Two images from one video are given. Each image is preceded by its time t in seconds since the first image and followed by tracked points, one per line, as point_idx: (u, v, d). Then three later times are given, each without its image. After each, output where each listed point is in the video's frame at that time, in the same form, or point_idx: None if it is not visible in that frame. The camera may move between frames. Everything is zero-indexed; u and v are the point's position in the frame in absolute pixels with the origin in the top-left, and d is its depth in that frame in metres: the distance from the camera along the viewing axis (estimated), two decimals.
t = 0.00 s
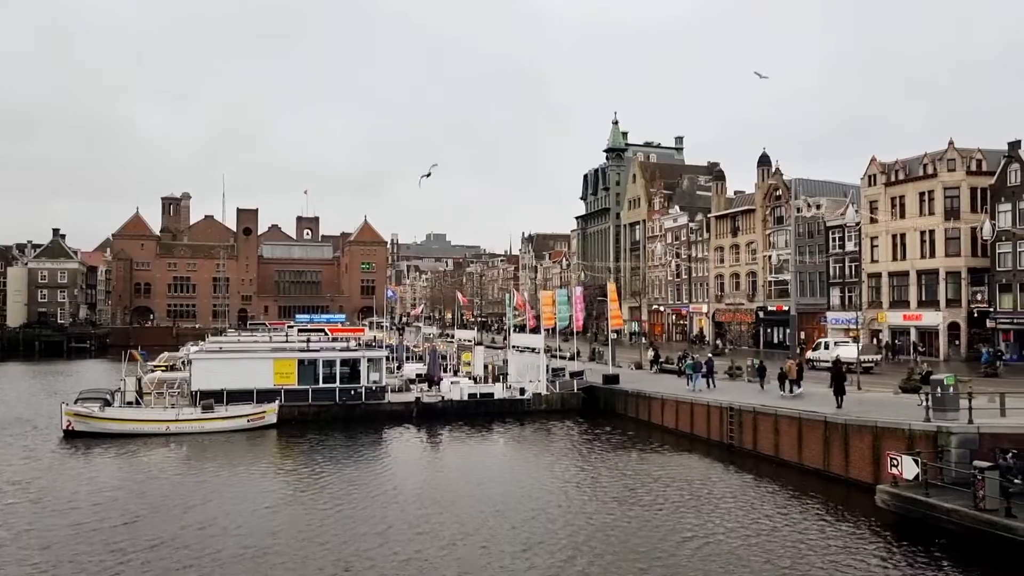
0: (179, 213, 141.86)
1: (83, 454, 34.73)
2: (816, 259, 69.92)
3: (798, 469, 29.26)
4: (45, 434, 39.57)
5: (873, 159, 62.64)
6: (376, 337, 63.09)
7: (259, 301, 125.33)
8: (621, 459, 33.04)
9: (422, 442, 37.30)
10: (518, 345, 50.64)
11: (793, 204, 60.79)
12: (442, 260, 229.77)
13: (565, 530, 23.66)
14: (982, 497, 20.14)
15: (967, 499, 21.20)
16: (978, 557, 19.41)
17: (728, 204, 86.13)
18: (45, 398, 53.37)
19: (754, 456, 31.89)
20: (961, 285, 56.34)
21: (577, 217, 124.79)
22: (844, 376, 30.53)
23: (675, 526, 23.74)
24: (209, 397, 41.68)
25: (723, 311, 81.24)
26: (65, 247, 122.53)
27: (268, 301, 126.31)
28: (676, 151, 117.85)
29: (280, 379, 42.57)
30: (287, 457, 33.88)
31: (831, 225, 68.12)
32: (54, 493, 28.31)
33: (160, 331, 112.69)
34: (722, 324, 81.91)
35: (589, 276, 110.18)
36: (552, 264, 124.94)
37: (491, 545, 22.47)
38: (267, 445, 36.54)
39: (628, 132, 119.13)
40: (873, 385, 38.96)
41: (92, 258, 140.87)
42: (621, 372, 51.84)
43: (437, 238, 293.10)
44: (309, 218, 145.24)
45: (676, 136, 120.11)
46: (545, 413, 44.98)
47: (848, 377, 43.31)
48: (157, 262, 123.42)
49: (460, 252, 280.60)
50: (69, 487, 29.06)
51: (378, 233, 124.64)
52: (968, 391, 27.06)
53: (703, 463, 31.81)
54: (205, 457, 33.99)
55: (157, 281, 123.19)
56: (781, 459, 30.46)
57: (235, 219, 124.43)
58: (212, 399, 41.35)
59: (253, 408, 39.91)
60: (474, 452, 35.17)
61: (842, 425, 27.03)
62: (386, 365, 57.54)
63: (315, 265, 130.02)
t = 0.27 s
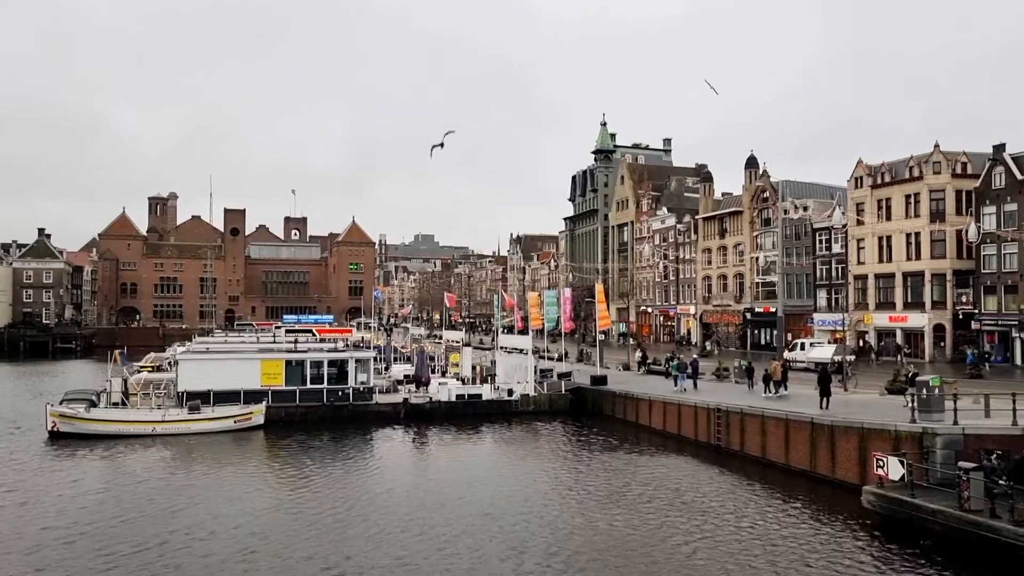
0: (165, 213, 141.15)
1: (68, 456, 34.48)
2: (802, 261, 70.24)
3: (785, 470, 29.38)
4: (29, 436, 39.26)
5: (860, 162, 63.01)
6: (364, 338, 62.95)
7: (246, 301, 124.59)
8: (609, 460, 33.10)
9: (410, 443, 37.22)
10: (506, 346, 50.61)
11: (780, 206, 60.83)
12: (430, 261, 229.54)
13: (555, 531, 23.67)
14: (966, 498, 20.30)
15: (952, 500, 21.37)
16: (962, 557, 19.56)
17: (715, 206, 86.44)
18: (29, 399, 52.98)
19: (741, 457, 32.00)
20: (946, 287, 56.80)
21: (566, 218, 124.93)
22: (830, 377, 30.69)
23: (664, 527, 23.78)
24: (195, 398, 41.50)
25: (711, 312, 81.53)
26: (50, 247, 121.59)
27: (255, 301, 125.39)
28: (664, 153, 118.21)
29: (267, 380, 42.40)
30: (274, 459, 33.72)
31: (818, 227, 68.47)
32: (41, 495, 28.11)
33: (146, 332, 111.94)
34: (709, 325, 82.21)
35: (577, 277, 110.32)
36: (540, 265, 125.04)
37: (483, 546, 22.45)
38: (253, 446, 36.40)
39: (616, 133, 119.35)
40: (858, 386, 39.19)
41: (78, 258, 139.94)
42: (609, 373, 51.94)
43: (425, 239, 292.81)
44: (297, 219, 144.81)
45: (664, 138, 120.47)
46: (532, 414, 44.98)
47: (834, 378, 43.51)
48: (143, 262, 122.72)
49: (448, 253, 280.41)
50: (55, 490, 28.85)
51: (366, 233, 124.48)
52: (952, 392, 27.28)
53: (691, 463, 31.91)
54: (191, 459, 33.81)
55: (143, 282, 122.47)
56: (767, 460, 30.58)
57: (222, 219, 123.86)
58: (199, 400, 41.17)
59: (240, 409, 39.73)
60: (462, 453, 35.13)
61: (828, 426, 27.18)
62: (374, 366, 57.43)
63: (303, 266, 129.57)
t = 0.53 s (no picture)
0: (160, 214, 140.89)
1: (63, 458, 34.38)
2: (797, 263, 70.41)
3: (780, 473, 29.44)
4: (23, 438, 39.12)
5: (855, 165, 63.20)
6: (359, 340, 62.86)
7: (241, 303, 124.38)
8: (604, 462, 33.14)
9: (405, 446, 37.20)
10: (502, 348, 50.63)
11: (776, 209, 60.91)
12: (425, 263, 229.59)
13: (552, 534, 23.64)
14: (961, 501, 20.32)
15: (946, 503, 21.40)
16: (957, 560, 19.57)
17: (711, 208, 86.60)
18: (23, 400, 52.79)
19: (736, 460, 32.01)
20: (941, 290, 56.95)
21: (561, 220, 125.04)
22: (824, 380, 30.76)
23: (660, 530, 23.75)
24: (190, 400, 41.41)
25: (706, 315, 81.64)
26: (45, 248, 121.22)
27: (250, 303, 125.20)
28: (660, 156, 118.41)
29: (263, 382, 42.35)
30: (268, 461, 33.62)
31: (813, 230, 68.65)
32: (36, 497, 28.01)
33: (141, 334, 111.63)
34: (704, 328, 82.32)
35: (572, 279, 110.40)
36: (535, 267, 125.10)
37: (481, 549, 22.40)
38: (249, 448, 36.35)
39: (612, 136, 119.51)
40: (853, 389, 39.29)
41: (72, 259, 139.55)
42: (604, 375, 51.96)
43: (420, 241, 292.71)
44: (292, 220, 144.68)
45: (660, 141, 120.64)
46: (528, 416, 44.99)
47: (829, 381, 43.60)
48: (138, 263, 122.45)
49: (443, 255, 280.38)
50: (50, 492, 28.76)
51: (361, 235, 124.44)
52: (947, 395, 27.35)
53: (685, 466, 31.95)
54: (186, 461, 33.74)
55: (138, 283, 122.21)
56: (762, 463, 30.65)
57: (217, 220, 123.69)
58: (193, 402, 41.09)
59: (235, 411, 39.67)
60: (457, 455, 35.06)
61: (823, 429, 27.25)
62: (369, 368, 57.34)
63: (298, 267, 129.44)
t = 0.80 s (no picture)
0: (154, 216, 140.52)
1: (55, 459, 34.23)
2: (791, 265, 70.55)
3: (773, 474, 29.47)
4: (15, 439, 38.94)
5: (848, 167, 63.39)
6: (353, 342, 62.78)
7: (235, 304, 124.08)
8: (597, 463, 33.14)
9: (399, 447, 37.13)
10: (496, 350, 50.58)
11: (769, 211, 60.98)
12: (420, 264, 229.57)
13: (548, 536, 23.59)
14: (953, 502, 20.39)
15: (938, 504, 21.46)
16: (949, 561, 19.62)
17: (705, 210, 86.73)
18: (14, 402, 52.54)
19: (730, 462, 32.03)
20: (934, 292, 57.13)
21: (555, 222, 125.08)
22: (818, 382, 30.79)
23: (656, 532, 23.70)
24: (183, 401, 41.28)
25: (700, 317, 81.70)
26: (37, 249, 120.74)
27: (244, 304, 124.90)
28: (654, 158, 118.58)
29: (256, 384, 42.24)
30: (261, 463, 33.54)
31: (807, 232, 68.82)
32: (28, 500, 27.86)
33: (135, 335, 111.25)
34: (698, 330, 82.37)
35: (567, 281, 110.42)
36: (530, 269, 125.12)
37: (478, 551, 22.31)
38: (242, 450, 36.25)
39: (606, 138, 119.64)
40: (846, 390, 39.33)
41: (65, 260, 139.10)
42: (598, 377, 52.02)
43: (415, 243, 292.55)
44: (286, 222, 144.44)
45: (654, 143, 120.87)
46: (522, 418, 44.94)
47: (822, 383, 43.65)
48: (132, 264, 122.08)
49: (438, 256, 280.35)
50: (43, 494, 28.61)
51: (355, 237, 124.30)
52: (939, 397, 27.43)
53: (679, 468, 31.96)
54: (179, 463, 33.62)
55: (131, 284, 121.84)
56: (756, 464, 30.67)
57: (211, 221, 123.38)
58: (187, 404, 40.96)
59: (228, 412, 39.55)
60: (451, 457, 35.03)
61: (816, 430, 27.29)
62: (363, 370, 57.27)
63: (292, 269, 129.20)
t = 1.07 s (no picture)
0: (148, 217, 140.20)
1: (49, 462, 34.09)
2: (786, 267, 70.68)
3: (768, 475, 29.51)
4: (8, 442, 38.77)
5: (842, 169, 63.57)
6: (348, 343, 62.72)
7: (230, 306, 123.83)
8: (592, 465, 33.16)
9: (394, 449, 37.09)
10: (491, 352, 50.56)
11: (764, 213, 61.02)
12: (415, 266, 229.55)
13: (546, 538, 23.56)
14: (946, 503, 20.48)
15: (932, 505, 21.53)
16: (942, 561, 19.69)
17: (700, 212, 86.86)
18: (7, 405, 52.31)
19: (725, 463, 32.07)
20: (927, 293, 57.30)
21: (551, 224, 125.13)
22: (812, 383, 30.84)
23: (653, 533, 23.71)
24: (178, 404, 41.16)
25: (695, 318, 81.77)
26: (31, 251, 120.30)
27: (239, 306, 124.65)
28: (649, 159, 118.74)
29: (251, 386, 42.17)
30: (256, 465, 33.47)
31: (801, 234, 68.97)
32: (22, 503, 27.74)
33: (129, 337, 110.94)
34: (693, 331, 82.44)
35: (562, 283, 110.47)
36: (525, 271, 125.16)
37: (477, 553, 22.24)
38: (237, 452, 36.15)
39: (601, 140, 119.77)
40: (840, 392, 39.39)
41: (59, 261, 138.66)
42: (593, 378, 52.05)
43: (410, 244, 292.46)
44: (281, 223, 144.25)
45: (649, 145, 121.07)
46: (517, 419, 44.92)
47: (816, 385, 43.72)
48: (125, 266, 121.74)
49: (433, 258, 280.30)
50: (36, 497, 28.48)
51: (350, 239, 124.31)
52: (933, 399, 27.51)
53: (674, 469, 31.98)
54: (174, 465, 33.53)
55: (125, 286, 121.50)
56: (751, 465, 30.71)
57: (205, 223, 123.12)
58: (181, 406, 40.85)
59: (222, 414, 39.47)
60: (446, 459, 34.98)
61: (810, 431, 27.34)
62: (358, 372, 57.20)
63: (287, 270, 128.99)
